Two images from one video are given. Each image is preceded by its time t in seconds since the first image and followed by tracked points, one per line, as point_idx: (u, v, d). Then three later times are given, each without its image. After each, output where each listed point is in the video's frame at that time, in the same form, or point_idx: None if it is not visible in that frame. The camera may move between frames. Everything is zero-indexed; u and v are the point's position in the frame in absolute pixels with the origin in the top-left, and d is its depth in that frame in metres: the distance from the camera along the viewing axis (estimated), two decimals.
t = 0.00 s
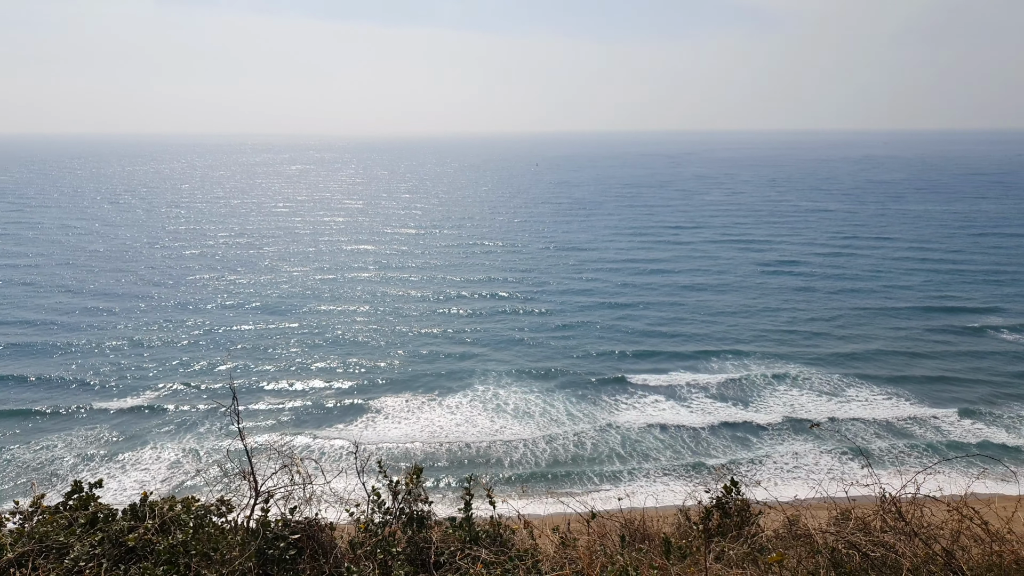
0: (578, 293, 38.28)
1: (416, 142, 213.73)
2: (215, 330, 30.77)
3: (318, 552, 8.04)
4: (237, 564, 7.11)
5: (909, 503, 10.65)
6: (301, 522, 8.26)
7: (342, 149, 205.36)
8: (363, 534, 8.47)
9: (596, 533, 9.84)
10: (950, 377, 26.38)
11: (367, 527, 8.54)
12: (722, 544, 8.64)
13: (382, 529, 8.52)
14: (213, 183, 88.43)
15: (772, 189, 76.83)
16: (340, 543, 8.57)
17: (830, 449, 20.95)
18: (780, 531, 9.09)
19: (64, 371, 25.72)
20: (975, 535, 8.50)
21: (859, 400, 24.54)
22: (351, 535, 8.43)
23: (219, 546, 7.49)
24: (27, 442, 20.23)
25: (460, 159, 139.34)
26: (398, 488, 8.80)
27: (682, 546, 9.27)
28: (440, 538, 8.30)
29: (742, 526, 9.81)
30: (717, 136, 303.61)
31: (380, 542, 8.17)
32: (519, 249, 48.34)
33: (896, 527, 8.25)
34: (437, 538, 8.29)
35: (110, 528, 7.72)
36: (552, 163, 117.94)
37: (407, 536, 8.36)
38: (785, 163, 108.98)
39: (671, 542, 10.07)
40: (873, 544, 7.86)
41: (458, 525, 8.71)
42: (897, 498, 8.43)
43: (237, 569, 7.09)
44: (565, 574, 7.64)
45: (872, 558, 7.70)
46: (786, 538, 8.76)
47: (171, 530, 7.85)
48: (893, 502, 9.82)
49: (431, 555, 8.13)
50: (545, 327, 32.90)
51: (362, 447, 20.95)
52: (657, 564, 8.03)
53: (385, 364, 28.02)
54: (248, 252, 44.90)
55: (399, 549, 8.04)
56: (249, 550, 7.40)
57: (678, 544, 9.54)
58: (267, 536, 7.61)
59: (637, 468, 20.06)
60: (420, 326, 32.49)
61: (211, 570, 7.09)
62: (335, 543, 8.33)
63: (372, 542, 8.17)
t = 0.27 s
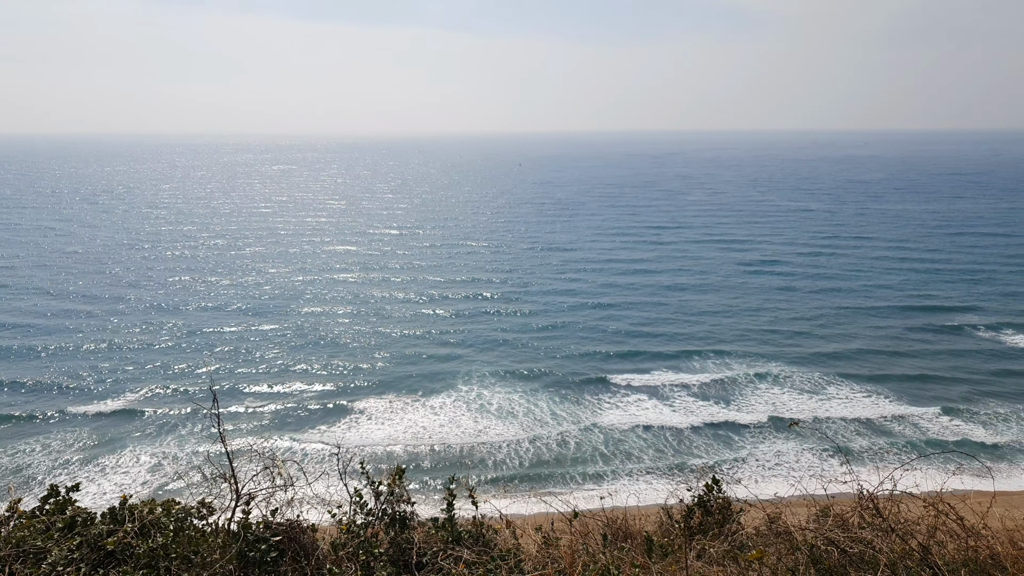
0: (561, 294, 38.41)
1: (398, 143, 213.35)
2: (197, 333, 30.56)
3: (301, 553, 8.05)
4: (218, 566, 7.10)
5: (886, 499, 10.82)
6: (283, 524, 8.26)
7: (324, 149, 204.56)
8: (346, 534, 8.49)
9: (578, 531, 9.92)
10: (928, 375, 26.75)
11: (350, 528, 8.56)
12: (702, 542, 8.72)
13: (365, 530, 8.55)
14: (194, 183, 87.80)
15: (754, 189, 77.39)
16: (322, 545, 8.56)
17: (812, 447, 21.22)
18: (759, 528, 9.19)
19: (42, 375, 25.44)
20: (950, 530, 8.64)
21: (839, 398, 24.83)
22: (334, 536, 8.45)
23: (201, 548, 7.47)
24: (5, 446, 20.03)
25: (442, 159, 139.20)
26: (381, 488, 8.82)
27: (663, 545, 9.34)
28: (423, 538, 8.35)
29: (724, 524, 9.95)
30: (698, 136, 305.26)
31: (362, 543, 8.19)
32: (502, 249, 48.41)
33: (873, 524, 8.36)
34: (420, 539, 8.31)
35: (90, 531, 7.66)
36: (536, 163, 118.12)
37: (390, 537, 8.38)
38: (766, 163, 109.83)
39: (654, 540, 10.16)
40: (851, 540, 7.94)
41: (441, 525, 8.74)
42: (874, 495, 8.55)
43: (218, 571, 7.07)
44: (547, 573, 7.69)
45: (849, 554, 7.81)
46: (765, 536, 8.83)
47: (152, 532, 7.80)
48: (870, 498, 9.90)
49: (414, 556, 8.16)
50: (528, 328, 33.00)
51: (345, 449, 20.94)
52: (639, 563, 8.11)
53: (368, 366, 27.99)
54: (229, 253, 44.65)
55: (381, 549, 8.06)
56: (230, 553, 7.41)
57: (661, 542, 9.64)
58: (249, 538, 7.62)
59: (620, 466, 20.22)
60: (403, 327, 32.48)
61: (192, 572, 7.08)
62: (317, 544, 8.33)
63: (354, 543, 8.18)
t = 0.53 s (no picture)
0: (545, 294, 38.51)
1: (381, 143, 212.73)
2: (178, 336, 30.35)
3: (283, 556, 8.03)
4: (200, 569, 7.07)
5: (865, 496, 10.95)
6: (265, 526, 8.24)
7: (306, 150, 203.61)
8: (328, 537, 8.48)
9: (561, 530, 9.97)
10: (907, 374, 27.07)
11: (332, 530, 8.55)
12: (684, 540, 8.76)
13: (347, 532, 8.54)
14: (175, 184, 87.12)
15: (735, 189, 77.97)
16: (305, 547, 8.54)
17: (793, 444, 21.44)
18: (741, 526, 9.24)
19: (21, 380, 25.17)
20: (928, 526, 8.70)
21: (821, 396, 25.12)
22: (316, 539, 8.44)
23: (182, 552, 7.43)
24: None
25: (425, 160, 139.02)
26: (363, 490, 8.82)
27: (646, 543, 9.39)
28: (406, 540, 8.34)
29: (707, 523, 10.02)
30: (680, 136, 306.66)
31: (345, 545, 8.18)
32: (485, 250, 48.46)
33: (852, 521, 8.40)
34: (403, 540, 8.30)
35: (70, 535, 7.58)
36: (519, 163, 118.27)
37: (372, 538, 8.39)
38: (747, 163, 110.62)
39: (636, 538, 10.22)
40: (830, 536, 8.00)
41: (423, 527, 8.75)
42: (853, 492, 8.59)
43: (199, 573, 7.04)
44: (531, 573, 7.68)
45: (829, 551, 7.84)
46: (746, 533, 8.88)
47: (132, 537, 7.75)
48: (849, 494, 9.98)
49: (397, 557, 8.16)
50: (511, 329, 33.07)
51: (328, 451, 20.90)
52: (622, 562, 8.10)
53: (351, 367, 27.95)
54: (211, 255, 44.39)
55: (364, 551, 8.06)
56: (212, 556, 7.43)
57: (644, 541, 9.68)
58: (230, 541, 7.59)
59: (603, 466, 20.32)
60: (386, 329, 32.45)
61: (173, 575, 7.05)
62: (299, 546, 8.32)
63: (337, 545, 8.17)
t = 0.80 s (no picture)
0: (529, 295, 38.57)
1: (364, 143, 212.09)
2: (160, 339, 30.12)
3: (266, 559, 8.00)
4: (181, 571, 7.03)
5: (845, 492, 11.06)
6: (247, 529, 8.21)
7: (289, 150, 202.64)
8: (311, 539, 8.45)
9: (546, 530, 9.99)
10: (888, 373, 27.36)
11: (315, 533, 8.53)
12: (667, 538, 8.79)
13: (331, 534, 8.51)
14: (156, 185, 86.45)
15: (718, 189, 78.42)
16: (288, 549, 8.51)
17: (776, 442, 21.62)
18: (723, 524, 9.30)
19: None
20: (908, 521, 8.79)
21: (804, 394, 25.35)
22: (299, 541, 8.41)
23: (163, 556, 7.39)
24: None
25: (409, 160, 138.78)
26: (347, 492, 8.81)
27: (630, 543, 9.42)
28: (389, 540, 8.33)
29: (689, 521, 10.11)
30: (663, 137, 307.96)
31: (328, 546, 8.17)
32: (469, 251, 48.46)
33: (833, 518, 8.48)
34: (387, 541, 8.27)
35: (49, 539, 7.50)
36: (503, 163, 118.36)
37: (356, 539, 8.38)
38: (730, 163, 111.30)
39: (620, 537, 10.26)
40: (812, 533, 8.05)
41: (406, 528, 8.74)
42: (835, 489, 8.67)
43: None
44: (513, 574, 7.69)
45: (811, 548, 7.89)
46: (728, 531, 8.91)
47: (112, 541, 7.69)
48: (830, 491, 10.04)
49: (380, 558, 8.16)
50: (496, 330, 33.10)
51: (312, 453, 20.83)
52: (605, 561, 8.11)
53: (335, 369, 27.87)
54: (192, 257, 44.09)
55: (348, 552, 8.04)
56: (193, 558, 7.41)
57: (627, 539, 9.73)
58: (212, 544, 7.56)
59: (588, 465, 20.40)
60: (370, 330, 32.38)
61: None
62: (282, 548, 8.28)
63: (320, 546, 8.14)
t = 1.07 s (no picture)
0: (515, 296, 38.61)
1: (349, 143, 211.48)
2: (142, 342, 29.89)
3: (249, 562, 7.99)
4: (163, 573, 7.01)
5: (827, 489, 11.17)
6: (230, 532, 8.19)
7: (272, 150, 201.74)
8: (295, 541, 8.45)
9: (531, 530, 10.02)
10: (870, 372, 27.61)
11: (300, 534, 8.52)
12: (652, 538, 8.83)
13: (315, 536, 8.50)
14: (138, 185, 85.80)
15: (702, 189, 78.84)
16: (273, 551, 8.49)
17: (760, 441, 21.78)
18: (707, 522, 9.37)
19: None
20: (889, 518, 8.88)
21: (787, 394, 25.54)
22: (283, 543, 8.40)
23: (146, 559, 7.36)
24: None
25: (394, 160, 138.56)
26: (332, 493, 8.81)
27: (616, 542, 9.46)
28: (374, 542, 8.33)
29: (673, 520, 10.18)
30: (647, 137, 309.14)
31: (313, 549, 8.16)
32: (455, 251, 48.44)
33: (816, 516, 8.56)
34: (372, 542, 8.27)
35: (31, 543, 7.45)
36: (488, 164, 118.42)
37: (340, 540, 8.38)
38: (713, 163, 111.90)
39: (606, 536, 10.30)
40: (795, 532, 8.12)
41: (391, 529, 8.74)
42: (817, 487, 8.75)
43: None
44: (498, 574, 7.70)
45: (794, 545, 7.97)
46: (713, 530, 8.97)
47: (95, 545, 7.65)
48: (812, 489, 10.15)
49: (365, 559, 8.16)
50: (481, 331, 33.12)
51: (296, 455, 20.76)
52: (590, 560, 8.13)
53: (320, 371, 27.79)
54: (175, 258, 43.79)
55: (332, 554, 8.04)
56: (176, 562, 7.39)
57: (613, 539, 9.78)
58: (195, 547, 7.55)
59: (573, 465, 20.46)
60: (355, 332, 32.29)
61: None
62: (267, 551, 8.27)
63: (305, 548, 8.12)
